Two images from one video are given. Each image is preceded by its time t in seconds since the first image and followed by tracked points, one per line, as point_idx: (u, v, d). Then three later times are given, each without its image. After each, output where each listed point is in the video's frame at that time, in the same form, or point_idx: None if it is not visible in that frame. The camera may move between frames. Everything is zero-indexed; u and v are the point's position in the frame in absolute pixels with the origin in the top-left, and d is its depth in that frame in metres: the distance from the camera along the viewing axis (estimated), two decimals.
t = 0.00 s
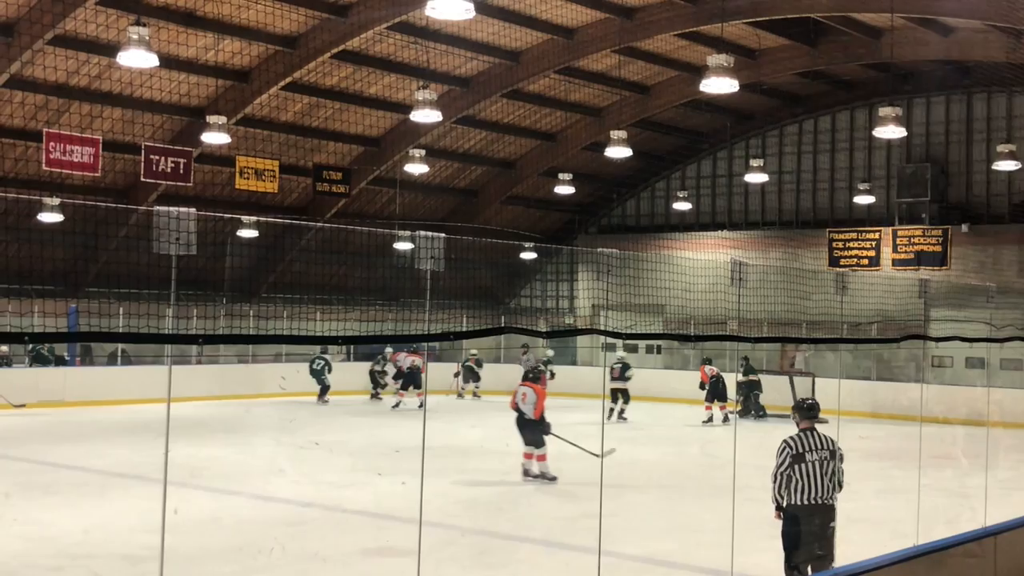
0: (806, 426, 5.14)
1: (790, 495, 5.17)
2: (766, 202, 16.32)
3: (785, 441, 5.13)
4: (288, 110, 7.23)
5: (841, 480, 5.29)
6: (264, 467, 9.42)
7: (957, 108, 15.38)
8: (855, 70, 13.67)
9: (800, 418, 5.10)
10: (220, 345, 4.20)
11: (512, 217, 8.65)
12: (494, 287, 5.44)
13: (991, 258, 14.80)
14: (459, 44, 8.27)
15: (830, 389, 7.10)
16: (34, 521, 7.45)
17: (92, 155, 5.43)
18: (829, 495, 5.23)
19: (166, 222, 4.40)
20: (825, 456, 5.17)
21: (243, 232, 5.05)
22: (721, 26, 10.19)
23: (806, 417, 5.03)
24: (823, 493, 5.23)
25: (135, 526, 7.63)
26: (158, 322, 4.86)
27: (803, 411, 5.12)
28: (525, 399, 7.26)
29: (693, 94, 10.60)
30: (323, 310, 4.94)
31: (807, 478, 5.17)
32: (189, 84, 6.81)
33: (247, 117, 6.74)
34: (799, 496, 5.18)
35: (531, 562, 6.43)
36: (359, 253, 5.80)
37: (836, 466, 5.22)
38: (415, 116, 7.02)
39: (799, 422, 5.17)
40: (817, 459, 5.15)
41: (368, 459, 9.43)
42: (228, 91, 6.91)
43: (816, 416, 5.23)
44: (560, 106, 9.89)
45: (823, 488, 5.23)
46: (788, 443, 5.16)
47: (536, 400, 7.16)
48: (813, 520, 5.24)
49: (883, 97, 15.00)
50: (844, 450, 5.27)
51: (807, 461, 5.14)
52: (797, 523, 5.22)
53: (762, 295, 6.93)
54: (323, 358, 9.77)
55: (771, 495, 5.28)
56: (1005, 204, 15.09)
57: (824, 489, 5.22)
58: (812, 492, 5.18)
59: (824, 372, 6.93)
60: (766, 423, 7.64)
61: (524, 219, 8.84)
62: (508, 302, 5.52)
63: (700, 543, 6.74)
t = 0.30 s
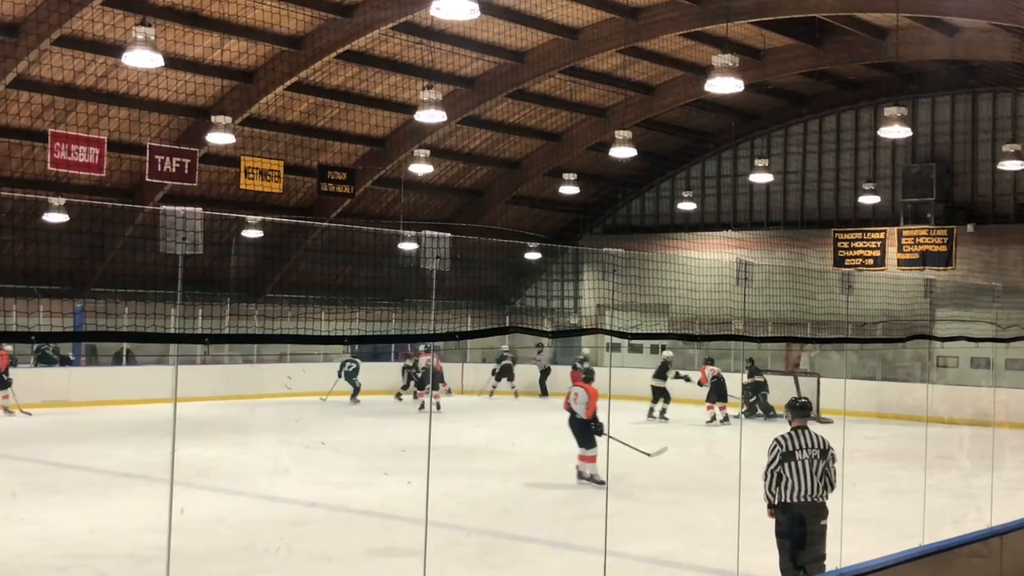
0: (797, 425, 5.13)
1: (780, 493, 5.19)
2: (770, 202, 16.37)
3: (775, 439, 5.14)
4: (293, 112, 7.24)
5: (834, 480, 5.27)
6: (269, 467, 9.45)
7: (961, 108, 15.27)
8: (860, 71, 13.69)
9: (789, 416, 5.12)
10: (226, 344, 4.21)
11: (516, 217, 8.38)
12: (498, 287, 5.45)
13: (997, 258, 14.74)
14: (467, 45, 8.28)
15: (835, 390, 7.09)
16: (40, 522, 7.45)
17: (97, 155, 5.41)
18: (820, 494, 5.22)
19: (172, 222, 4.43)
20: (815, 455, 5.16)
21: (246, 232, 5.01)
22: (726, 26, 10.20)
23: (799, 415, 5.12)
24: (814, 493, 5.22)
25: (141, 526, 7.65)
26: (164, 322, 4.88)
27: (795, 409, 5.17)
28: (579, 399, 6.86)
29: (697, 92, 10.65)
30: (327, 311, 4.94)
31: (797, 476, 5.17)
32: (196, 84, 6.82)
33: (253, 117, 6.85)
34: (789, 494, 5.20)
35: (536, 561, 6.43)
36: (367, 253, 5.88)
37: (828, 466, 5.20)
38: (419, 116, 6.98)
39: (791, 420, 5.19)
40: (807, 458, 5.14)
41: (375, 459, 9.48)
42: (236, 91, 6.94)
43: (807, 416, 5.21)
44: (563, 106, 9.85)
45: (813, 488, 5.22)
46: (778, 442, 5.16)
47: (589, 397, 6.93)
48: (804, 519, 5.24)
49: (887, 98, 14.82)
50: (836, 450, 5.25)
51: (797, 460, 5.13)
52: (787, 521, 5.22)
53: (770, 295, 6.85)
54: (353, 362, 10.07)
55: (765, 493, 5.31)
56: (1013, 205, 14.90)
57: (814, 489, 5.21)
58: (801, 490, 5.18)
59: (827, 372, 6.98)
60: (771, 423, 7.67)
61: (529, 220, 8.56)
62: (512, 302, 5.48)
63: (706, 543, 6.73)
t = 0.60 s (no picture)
0: (791, 425, 5.10)
1: (774, 493, 5.17)
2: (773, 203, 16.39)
3: (769, 439, 5.12)
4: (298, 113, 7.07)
5: (829, 479, 5.26)
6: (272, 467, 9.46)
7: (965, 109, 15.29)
8: (864, 71, 13.70)
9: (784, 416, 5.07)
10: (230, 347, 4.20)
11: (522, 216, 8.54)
12: (503, 288, 5.41)
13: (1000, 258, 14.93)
14: (467, 45, 8.45)
15: (837, 391, 7.10)
16: (43, 521, 7.46)
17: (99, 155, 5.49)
18: (815, 493, 5.22)
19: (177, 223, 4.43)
20: (808, 454, 5.14)
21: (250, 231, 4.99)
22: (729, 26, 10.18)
23: (794, 414, 5.02)
24: (808, 493, 5.21)
25: (145, 525, 7.68)
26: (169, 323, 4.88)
27: (790, 408, 5.10)
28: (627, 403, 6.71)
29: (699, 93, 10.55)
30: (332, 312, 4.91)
31: (791, 476, 5.15)
32: (198, 84, 6.74)
33: (256, 116, 6.65)
34: (784, 494, 5.17)
35: (539, 561, 6.44)
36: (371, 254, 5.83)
37: (822, 465, 5.19)
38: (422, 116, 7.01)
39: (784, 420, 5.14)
40: (801, 457, 5.13)
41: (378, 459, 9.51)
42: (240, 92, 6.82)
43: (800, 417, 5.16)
44: (568, 107, 9.78)
45: (807, 488, 5.21)
46: (772, 442, 5.14)
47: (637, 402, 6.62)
48: (806, 519, 5.26)
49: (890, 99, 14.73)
50: (829, 450, 5.23)
51: (790, 460, 5.11)
52: (785, 523, 5.22)
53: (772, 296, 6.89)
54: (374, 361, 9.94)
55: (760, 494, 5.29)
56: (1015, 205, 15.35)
57: (809, 489, 5.20)
58: (795, 490, 5.17)
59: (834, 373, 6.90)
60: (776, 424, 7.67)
61: (532, 219, 8.70)
62: (516, 303, 5.49)
63: (709, 543, 6.73)
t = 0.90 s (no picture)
0: (790, 424, 5.11)
1: (771, 492, 5.18)
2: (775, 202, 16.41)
3: (764, 438, 5.14)
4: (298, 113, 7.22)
5: (827, 480, 5.24)
6: (273, 467, 9.47)
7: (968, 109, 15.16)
8: (867, 71, 13.69)
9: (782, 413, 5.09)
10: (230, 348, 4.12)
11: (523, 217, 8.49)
12: (502, 288, 5.41)
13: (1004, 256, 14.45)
14: (470, 46, 8.54)
15: (839, 390, 7.13)
16: (45, 521, 7.46)
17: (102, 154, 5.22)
18: (812, 493, 5.20)
19: (175, 222, 4.31)
20: (805, 453, 5.14)
21: (257, 231, 5.09)
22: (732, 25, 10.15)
23: (792, 413, 5.04)
24: (804, 493, 5.20)
25: (146, 525, 7.69)
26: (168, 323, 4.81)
27: (787, 407, 5.12)
28: (669, 405, 7.30)
29: (704, 94, 10.32)
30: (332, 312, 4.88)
31: (787, 475, 5.15)
32: (200, 85, 6.88)
33: (259, 117, 6.77)
34: (781, 492, 5.18)
35: (541, 561, 6.43)
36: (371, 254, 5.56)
37: (819, 464, 5.19)
38: (425, 116, 6.95)
39: (782, 419, 5.16)
40: (796, 456, 5.13)
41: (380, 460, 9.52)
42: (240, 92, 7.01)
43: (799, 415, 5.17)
44: (569, 106, 9.80)
45: (804, 488, 5.20)
46: (767, 440, 5.16)
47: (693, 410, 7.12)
48: (806, 519, 5.25)
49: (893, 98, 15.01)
50: (827, 449, 5.22)
51: (786, 458, 5.13)
52: (786, 523, 5.22)
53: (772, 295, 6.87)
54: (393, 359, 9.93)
55: (758, 492, 5.30)
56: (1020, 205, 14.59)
57: (805, 489, 5.20)
58: (791, 489, 5.17)
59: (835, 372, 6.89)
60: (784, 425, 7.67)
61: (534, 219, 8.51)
62: (518, 303, 5.46)
63: (711, 544, 6.73)
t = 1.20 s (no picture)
0: (786, 424, 5.14)
1: (765, 491, 5.19)
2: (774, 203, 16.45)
3: (758, 437, 5.17)
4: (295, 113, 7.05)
5: (824, 481, 5.23)
6: (272, 467, 9.48)
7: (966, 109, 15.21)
8: (866, 71, 13.72)
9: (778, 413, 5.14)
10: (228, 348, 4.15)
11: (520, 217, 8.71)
12: (501, 289, 5.51)
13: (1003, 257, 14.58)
14: (469, 46, 8.28)
15: (839, 390, 7.05)
16: (43, 521, 7.47)
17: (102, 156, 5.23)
18: (807, 494, 5.19)
19: (173, 223, 4.38)
20: (798, 453, 5.15)
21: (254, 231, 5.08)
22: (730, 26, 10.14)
23: (788, 412, 5.10)
24: (798, 493, 5.18)
25: (145, 525, 7.69)
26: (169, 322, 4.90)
27: (783, 407, 5.16)
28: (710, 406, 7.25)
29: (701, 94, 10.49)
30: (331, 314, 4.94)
31: (780, 475, 5.16)
32: (198, 85, 6.72)
33: (257, 117, 6.67)
34: (776, 491, 5.19)
35: (540, 560, 6.45)
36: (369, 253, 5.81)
37: (814, 464, 5.18)
38: (422, 116, 6.96)
39: (779, 419, 5.21)
40: (790, 456, 5.15)
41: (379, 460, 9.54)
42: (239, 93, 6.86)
43: (796, 416, 5.20)
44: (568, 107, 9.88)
45: (799, 488, 5.19)
46: (761, 439, 5.18)
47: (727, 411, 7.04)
48: (802, 520, 5.23)
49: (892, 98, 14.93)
50: (823, 450, 5.22)
51: (779, 457, 5.15)
52: (784, 523, 5.22)
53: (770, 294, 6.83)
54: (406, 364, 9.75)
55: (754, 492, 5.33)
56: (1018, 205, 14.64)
57: (799, 489, 5.19)
58: (784, 489, 5.17)
59: (833, 372, 6.85)
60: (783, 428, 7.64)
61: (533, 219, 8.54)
62: (516, 304, 5.53)
63: (709, 544, 6.74)
